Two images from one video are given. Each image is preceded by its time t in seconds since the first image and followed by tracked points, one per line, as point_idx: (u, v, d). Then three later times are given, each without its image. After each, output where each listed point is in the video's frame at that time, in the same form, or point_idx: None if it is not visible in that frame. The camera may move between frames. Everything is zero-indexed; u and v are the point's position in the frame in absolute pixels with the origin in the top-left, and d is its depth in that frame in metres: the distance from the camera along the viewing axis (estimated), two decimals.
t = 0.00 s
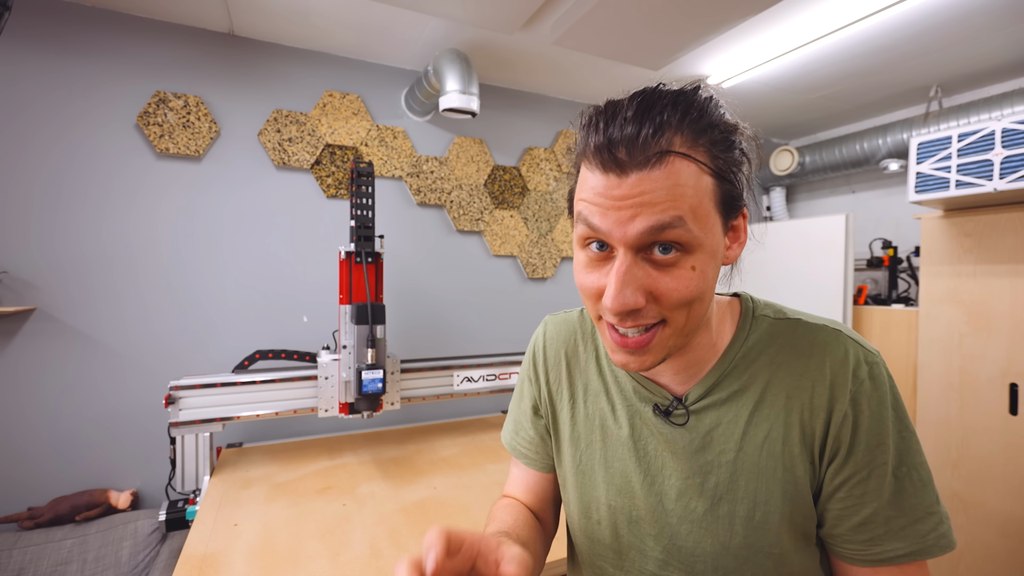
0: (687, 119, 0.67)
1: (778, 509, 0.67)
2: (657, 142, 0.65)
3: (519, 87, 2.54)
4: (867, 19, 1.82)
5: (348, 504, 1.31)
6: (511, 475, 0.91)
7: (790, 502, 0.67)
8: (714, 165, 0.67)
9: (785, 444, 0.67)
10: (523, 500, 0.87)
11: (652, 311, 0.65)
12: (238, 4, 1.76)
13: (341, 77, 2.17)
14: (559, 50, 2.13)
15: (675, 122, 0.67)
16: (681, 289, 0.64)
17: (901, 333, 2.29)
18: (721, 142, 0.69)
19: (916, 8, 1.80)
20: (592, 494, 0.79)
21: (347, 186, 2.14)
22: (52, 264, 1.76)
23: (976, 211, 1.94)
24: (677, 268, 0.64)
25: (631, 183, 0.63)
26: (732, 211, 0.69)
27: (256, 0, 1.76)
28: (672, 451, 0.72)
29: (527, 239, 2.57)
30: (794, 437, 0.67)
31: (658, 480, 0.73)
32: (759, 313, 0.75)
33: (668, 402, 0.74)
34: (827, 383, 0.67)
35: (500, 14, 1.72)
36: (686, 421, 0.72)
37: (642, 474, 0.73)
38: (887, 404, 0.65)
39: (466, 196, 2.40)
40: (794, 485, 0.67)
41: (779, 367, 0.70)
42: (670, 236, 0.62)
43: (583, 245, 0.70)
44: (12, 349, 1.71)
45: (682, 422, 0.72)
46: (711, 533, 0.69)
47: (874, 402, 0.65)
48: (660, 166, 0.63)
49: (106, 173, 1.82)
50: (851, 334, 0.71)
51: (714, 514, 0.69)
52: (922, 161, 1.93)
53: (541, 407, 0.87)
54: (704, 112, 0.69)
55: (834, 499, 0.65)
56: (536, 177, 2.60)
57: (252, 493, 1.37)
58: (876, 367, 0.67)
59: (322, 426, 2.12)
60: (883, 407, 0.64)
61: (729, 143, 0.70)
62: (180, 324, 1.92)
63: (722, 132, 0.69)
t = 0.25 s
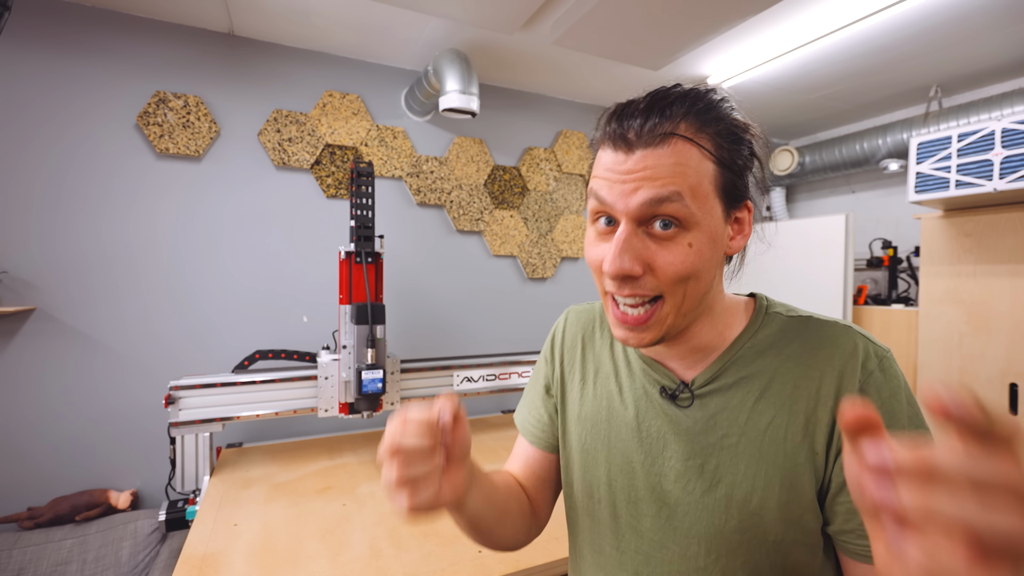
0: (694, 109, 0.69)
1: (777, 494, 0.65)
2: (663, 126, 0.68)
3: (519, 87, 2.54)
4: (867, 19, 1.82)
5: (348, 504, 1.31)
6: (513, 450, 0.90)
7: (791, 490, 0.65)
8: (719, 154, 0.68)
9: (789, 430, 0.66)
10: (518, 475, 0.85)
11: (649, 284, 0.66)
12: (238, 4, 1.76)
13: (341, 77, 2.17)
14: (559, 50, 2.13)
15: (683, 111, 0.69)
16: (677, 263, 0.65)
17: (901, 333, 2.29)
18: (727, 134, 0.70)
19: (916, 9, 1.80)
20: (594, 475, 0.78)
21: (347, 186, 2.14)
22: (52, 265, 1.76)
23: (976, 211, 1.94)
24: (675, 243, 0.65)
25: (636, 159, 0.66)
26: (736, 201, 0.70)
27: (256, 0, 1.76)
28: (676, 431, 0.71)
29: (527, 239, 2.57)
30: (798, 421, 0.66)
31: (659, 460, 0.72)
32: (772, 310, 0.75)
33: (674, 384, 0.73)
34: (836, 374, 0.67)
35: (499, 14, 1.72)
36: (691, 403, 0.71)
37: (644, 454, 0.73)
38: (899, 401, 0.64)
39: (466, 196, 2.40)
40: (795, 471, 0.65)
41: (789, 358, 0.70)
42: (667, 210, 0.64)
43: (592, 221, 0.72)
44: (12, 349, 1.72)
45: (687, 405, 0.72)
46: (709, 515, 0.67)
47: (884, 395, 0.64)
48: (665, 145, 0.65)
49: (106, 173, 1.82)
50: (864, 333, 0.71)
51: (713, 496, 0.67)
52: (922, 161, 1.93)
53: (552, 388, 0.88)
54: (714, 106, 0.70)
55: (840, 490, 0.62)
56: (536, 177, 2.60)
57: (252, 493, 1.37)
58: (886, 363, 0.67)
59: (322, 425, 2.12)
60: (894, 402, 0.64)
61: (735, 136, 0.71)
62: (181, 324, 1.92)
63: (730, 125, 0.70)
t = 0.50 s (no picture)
0: (702, 115, 0.70)
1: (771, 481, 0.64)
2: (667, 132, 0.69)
3: (519, 87, 2.54)
4: (866, 19, 1.82)
5: (348, 504, 1.31)
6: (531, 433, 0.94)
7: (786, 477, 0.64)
8: (724, 158, 0.68)
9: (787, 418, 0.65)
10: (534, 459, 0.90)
11: (649, 274, 0.67)
12: (238, 5, 1.76)
13: (341, 77, 2.17)
14: (559, 51, 2.13)
15: (690, 118, 0.70)
16: (676, 255, 0.65)
17: (901, 333, 2.29)
18: (734, 140, 0.70)
19: (916, 8, 1.80)
20: (597, 460, 0.78)
21: (347, 186, 2.14)
22: (52, 264, 1.76)
23: (976, 211, 1.94)
24: (674, 236, 0.66)
25: (641, 158, 0.68)
26: (739, 203, 0.70)
27: (256, 1, 1.76)
28: (677, 416, 0.71)
29: (527, 239, 2.57)
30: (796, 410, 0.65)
31: (660, 444, 0.72)
32: (779, 312, 0.74)
33: (680, 371, 0.73)
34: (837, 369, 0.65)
35: (499, 14, 1.72)
36: (693, 389, 0.71)
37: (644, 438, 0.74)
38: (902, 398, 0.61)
39: (466, 196, 2.40)
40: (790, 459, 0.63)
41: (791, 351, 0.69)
42: (667, 205, 0.65)
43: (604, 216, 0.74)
44: (12, 349, 1.72)
45: (689, 392, 0.71)
46: (702, 499, 0.67)
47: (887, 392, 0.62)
48: (668, 146, 0.67)
49: (106, 173, 1.82)
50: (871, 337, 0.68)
51: (712, 479, 0.67)
52: (922, 161, 1.93)
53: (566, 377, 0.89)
54: (722, 113, 0.71)
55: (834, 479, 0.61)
56: (536, 177, 2.60)
57: (252, 493, 1.37)
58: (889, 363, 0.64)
59: (322, 426, 2.12)
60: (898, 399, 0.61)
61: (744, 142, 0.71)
62: (181, 324, 1.92)
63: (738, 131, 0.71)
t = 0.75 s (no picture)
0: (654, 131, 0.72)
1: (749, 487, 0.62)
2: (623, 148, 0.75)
3: (519, 87, 2.54)
4: (867, 19, 1.82)
5: (348, 504, 1.31)
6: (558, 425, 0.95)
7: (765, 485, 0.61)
8: (666, 161, 0.69)
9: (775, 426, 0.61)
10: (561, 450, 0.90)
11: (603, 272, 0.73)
12: (238, 5, 1.76)
13: (341, 77, 2.17)
14: (559, 51, 2.13)
15: (646, 130, 0.73)
16: (614, 256, 0.70)
17: (901, 333, 2.28)
18: (687, 148, 0.69)
19: (916, 9, 1.80)
20: (612, 455, 0.79)
21: (347, 186, 2.14)
22: (52, 264, 1.76)
23: (976, 211, 1.94)
24: (615, 235, 0.70)
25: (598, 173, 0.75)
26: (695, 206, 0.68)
27: (256, 1, 1.76)
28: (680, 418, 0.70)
29: (527, 239, 2.57)
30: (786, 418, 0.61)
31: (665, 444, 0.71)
32: (801, 322, 0.67)
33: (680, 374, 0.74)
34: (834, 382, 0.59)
35: (500, 14, 1.72)
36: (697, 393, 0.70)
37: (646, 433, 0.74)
38: (905, 422, 0.54)
39: (466, 196, 2.40)
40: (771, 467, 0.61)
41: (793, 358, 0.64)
42: (604, 213, 0.71)
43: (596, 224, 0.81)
44: (12, 349, 1.72)
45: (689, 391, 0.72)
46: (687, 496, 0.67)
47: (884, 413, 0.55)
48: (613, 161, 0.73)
49: (106, 173, 1.82)
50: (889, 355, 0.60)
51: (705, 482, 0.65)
52: (922, 161, 1.93)
53: (591, 375, 0.91)
54: (682, 119, 0.72)
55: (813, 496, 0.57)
56: (536, 177, 2.60)
57: (252, 493, 1.37)
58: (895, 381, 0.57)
59: (322, 426, 2.12)
60: (898, 423, 0.54)
61: (698, 149, 0.69)
62: (180, 324, 1.92)
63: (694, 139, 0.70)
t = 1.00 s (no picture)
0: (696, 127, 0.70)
1: (804, 533, 0.60)
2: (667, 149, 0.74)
3: (519, 87, 2.54)
4: (866, 19, 1.82)
5: (348, 504, 1.31)
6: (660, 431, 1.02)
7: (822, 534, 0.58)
8: (706, 156, 0.67)
9: (832, 469, 0.58)
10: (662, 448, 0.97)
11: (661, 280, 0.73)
12: (238, 5, 1.76)
13: (341, 77, 2.17)
14: (559, 51, 2.13)
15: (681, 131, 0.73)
16: (666, 261, 0.70)
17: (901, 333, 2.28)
18: (730, 136, 0.66)
19: (916, 8, 1.80)
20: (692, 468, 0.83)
21: (347, 186, 2.14)
22: (52, 264, 1.76)
23: (976, 211, 1.94)
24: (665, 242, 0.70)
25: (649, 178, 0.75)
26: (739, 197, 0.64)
27: (255, 0, 1.76)
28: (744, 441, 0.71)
29: (527, 239, 2.57)
30: (846, 464, 0.57)
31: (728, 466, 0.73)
32: (901, 352, 0.59)
33: (755, 391, 0.74)
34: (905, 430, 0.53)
35: (500, 14, 1.72)
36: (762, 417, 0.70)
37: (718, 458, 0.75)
38: (995, 492, 0.45)
39: (466, 196, 2.40)
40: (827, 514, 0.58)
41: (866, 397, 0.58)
42: (653, 219, 0.72)
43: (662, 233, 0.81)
44: (12, 349, 1.72)
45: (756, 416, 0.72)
46: (747, 533, 0.66)
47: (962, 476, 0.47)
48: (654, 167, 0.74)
49: (106, 173, 1.82)
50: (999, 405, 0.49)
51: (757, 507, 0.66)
52: (922, 161, 1.93)
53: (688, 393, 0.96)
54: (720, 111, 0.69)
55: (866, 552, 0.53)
56: (536, 177, 2.60)
57: (252, 493, 1.37)
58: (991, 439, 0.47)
59: (322, 426, 2.12)
60: (983, 491, 0.46)
61: (741, 136, 0.65)
62: (181, 324, 1.92)
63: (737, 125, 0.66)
